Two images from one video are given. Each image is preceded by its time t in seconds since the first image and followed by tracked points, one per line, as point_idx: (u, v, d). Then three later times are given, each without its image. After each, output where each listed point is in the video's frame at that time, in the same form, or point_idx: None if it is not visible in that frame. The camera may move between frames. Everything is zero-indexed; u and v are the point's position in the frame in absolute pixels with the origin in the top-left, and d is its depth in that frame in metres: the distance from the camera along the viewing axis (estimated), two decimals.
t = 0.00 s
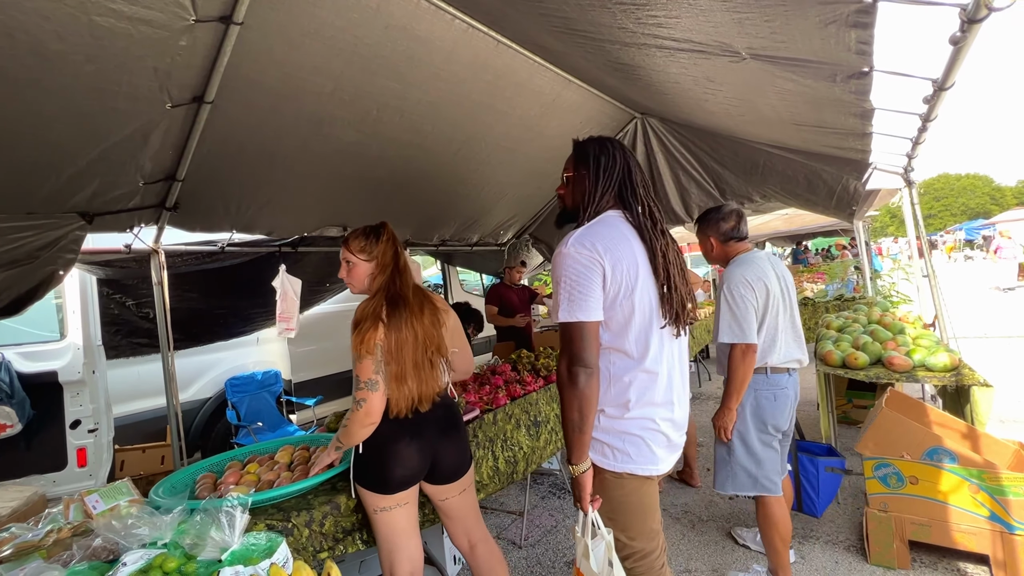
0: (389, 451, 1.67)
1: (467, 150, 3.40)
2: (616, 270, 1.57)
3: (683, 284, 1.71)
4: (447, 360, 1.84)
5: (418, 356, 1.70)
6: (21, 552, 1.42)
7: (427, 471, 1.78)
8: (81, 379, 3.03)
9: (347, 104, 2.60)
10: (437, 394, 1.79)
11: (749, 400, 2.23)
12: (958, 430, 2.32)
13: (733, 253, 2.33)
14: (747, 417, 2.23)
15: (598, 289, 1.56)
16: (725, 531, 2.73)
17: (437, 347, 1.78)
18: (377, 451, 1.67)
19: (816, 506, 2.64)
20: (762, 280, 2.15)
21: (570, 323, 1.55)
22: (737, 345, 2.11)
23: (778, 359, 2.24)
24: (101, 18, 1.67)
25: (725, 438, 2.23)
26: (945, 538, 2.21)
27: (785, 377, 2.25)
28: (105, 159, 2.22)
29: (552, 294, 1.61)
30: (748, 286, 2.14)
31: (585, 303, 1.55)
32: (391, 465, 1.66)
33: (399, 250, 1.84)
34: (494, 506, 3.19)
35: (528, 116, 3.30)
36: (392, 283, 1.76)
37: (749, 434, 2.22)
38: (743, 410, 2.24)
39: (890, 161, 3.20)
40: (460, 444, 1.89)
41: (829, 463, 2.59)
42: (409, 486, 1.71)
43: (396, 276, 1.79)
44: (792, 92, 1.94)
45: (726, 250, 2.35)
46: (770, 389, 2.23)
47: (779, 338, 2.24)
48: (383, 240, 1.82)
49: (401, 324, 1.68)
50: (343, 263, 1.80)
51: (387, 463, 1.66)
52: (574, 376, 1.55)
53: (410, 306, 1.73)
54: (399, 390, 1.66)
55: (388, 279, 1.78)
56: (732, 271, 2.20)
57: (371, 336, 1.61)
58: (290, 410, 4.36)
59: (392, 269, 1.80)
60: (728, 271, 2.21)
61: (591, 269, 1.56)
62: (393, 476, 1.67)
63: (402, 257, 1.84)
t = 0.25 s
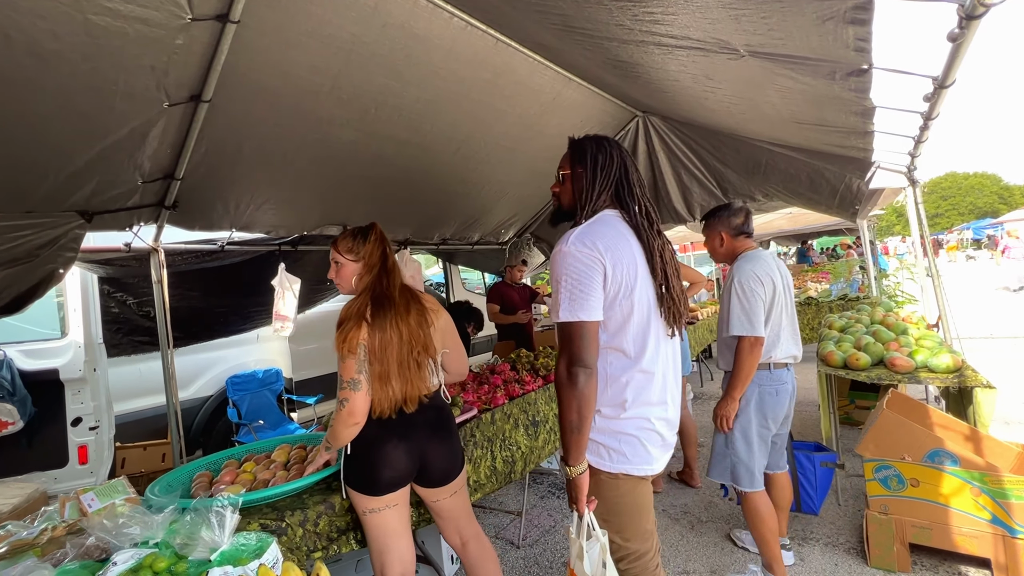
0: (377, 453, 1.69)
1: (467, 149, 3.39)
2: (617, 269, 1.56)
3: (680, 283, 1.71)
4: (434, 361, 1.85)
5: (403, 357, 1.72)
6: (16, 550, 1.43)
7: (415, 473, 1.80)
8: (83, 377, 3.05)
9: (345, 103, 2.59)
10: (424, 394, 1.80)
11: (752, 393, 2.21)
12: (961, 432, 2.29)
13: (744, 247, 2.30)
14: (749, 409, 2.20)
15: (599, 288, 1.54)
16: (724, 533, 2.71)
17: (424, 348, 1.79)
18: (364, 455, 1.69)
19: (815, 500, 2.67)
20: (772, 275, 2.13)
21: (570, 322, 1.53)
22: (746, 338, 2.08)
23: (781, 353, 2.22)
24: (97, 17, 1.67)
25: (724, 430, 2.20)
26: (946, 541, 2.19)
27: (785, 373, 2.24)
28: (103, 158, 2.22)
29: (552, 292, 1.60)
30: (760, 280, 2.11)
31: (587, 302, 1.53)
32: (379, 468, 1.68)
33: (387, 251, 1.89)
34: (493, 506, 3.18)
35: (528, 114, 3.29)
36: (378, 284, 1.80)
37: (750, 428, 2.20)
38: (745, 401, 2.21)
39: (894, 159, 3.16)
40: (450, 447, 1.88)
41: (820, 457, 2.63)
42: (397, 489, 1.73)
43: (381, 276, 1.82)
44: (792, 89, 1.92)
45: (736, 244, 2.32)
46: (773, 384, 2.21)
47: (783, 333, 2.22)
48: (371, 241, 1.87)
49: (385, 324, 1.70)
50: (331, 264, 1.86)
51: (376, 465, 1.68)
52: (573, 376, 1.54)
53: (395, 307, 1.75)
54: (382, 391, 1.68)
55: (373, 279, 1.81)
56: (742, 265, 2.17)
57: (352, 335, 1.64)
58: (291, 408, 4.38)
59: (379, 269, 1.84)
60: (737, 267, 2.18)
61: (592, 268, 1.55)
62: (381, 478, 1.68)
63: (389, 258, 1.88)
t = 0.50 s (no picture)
0: (370, 454, 1.70)
1: (468, 147, 3.38)
2: (619, 268, 1.56)
3: (676, 284, 1.72)
4: (426, 361, 1.87)
5: (393, 356, 1.74)
6: (13, 548, 1.44)
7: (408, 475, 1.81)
8: (86, 374, 3.07)
9: (345, 101, 2.59)
10: (415, 394, 1.82)
11: (757, 391, 2.19)
12: (967, 435, 2.27)
13: (748, 245, 2.27)
14: (755, 409, 2.18)
15: (602, 286, 1.53)
16: (725, 534, 2.69)
17: (415, 347, 1.81)
18: (357, 458, 1.70)
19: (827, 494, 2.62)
20: (775, 275, 2.11)
21: (572, 320, 1.51)
22: (751, 336, 2.04)
23: (782, 350, 2.20)
24: (95, 16, 1.67)
25: (734, 433, 2.13)
26: (950, 545, 2.16)
27: (786, 371, 2.22)
28: (104, 157, 2.23)
29: (553, 290, 1.58)
30: (763, 279, 2.08)
31: (589, 301, 1.51)
32: (372, 471, 1.69)
33: (380, 251, 1.91)
34: (493, 505, 3.18)
35: (530, 112, 3.27)
36: (370, 283, 1.82)
37: (758, 430, 2.17)
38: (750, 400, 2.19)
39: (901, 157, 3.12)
40: (444, 449, 1.91)
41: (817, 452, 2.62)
42: (391, 490, 1.74)
43: (373, 276, 1.84)
44: (794, 87, 1.89)
45: (740, 243, 2.29)
46: (776, 382, 2.20)
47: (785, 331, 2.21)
48: (363, 241, 1.89)
49: (376, 323, 1.72)
50: (324, 263, 1.89)
51: (368, 467, 1.69)
52: (575, 375, 1.51)
53: (387, 306, 1.77)
54: (371, 390, 1.70)
55: (366, 279, 1.83)
56: (746, 263, 2.13)
57: (342, 334, 1.66)
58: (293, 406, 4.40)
59: (372, 269, 1.86)
60: (740, 266, 2.14)
61: (596, 266, 1.53)
62: (374, 479, 1.70)
63: (382, 258, 1.90)
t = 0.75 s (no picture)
0: (371, 453, 1.71)
1: (471, 146, 3.38)
2: (625, 266, 1.57)
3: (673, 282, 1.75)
4: (427, 361, 1.88)
5: (395, 356, 1.75)
6: (21, 544, 1.46)
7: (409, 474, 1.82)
8: (94, 372, 3.11)
9: (349, 101, 2.60)
10: (416, 393, 1.83)
11: (761, 392, 2.17)
12: (973, 437, 2.25)
13: (747, 247, 2.27)
14: (759, 409, 2.16)
15: (609, 283, 1.53)
16: (727, 535, 2.68)
17: (416, 347, 1.82)
18: (358, 457, 1.71)
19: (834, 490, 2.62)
20: (776, 275, 2.11)
21: (582, 317, 1.50)
22: (755, 338, 2.04)
23: (783, 350, 2.19)
24: (100, 18, 1.68)
25: (742, 437, 2.14)
26: (954, 548, 2.15)
27: (788, 371, 2.21)
28: (110, 157, 2.25)
29: (560, 287, 1.56)
30: (766, 280, 2.07)
31: (598, 297, 1.51)
32: (373, 469, 1.70)
33: (382, 251, 1.92)
34: (495, 504, 3.19)
35: (533, 111, 3.27)
36: (373, 282, 1.82)
37: (764, 429, 2.16)
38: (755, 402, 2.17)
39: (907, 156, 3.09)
40: (445, 447, 1.91)
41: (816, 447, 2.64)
42: (392, 489, 1.75)
43: (375, 276, 1.85)
44: (797, 86, 1.88)
45: (739, 244, 2.29)
46: (779, 383, 2.18)
47: (786, 332, 2.20)
48: (366, 241, 1.90)
49: (378, 322, 1.74)
50: (326, 262, 1.90)
51: (370, 466, 1.70)
52: (582, 371, 1.49)
53: (388, 306, 1.78)
54: (372, 390, 1.71)
55: (367, 279, 1.84)
56: (747, 264, 2.12)
57: (343, 333, 1.68)
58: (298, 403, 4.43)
59: (374, 269, 1.86)
60: (742, 268, 2.12)
61: (604, 264, 1.54)
62: (376, 478, 1.70)
63: (383, 258, 1.91)
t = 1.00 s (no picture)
0: (372, 449, 1.72)
1: (475, 144, 3.38)
2: (629, 260, 1.60)
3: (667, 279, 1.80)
4: (428, 359, 1.88)
5: (396, 354, 1.75)
6: (25, 538, 1.48)
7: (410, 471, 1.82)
8: (101, 368, 3.14)
9: (351, 99, 2.60)
10: (418, 391, 1.82)
11: (765, 392, 2.14)
12: (982, 438, 2.21)
13: (748, 246, 2.25)
14: (764, 409, 2.14)
15: (614, 276, 1.55)
16: (730, 535, 2.66)
17: (418, 345, 1.82)
18: (360, 452, 1.71)
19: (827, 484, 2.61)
20: (777, 274, 2.09)
21: (588, 308, 1.50)
22: (756, 338, 2.02)
23: (788, 350, 2.17)
24: (103, 17, 1.69)
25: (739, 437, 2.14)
26: (961, 551, 2.12)
27: (793, 371, 2.19)
28: (115, 155, 2.27)
29: (566, 279, 1.57)
30: (767, 279, 2.05)
31: (604, 289, 1.52)
32: (374, 465, 1.70)
33: (385, 249, 1.92)
34: (498, 502, 3.19)
35: (537, 109, 3.25)
36: (374, 281, 1.82)
37: (769, 430, 2.13)
38: (759, 403, 2.15)
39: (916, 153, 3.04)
40: (446, 443, 1.91)
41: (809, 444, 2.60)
42: (393, 485, 1.74)
43: (377, 274, 1.85)
44: (802, 81, 1.85)
45: (739, 243, 2.28)
46: (783, 382, 2.16)
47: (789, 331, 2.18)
48: (368, 238, 1.90)
49: (379, 320, 1.74)
50: (329, 259, 1.90)
51: (372, 462, 1.70)
52: (587, 361, 1.49)
53: (389, 304, 1.78)
54: (374, 389, 1.71)
55: (369, 277, 1.84)
56: (747, 263, 2.10)
57: (343, 331, 1.68)
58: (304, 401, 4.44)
59: (377, 267, 1.86)
60: (744, 266, 2.10)
61: (609, 257, 1.56)
62: (377, 473, 1.71)
63: (385, 256, 1.91)
